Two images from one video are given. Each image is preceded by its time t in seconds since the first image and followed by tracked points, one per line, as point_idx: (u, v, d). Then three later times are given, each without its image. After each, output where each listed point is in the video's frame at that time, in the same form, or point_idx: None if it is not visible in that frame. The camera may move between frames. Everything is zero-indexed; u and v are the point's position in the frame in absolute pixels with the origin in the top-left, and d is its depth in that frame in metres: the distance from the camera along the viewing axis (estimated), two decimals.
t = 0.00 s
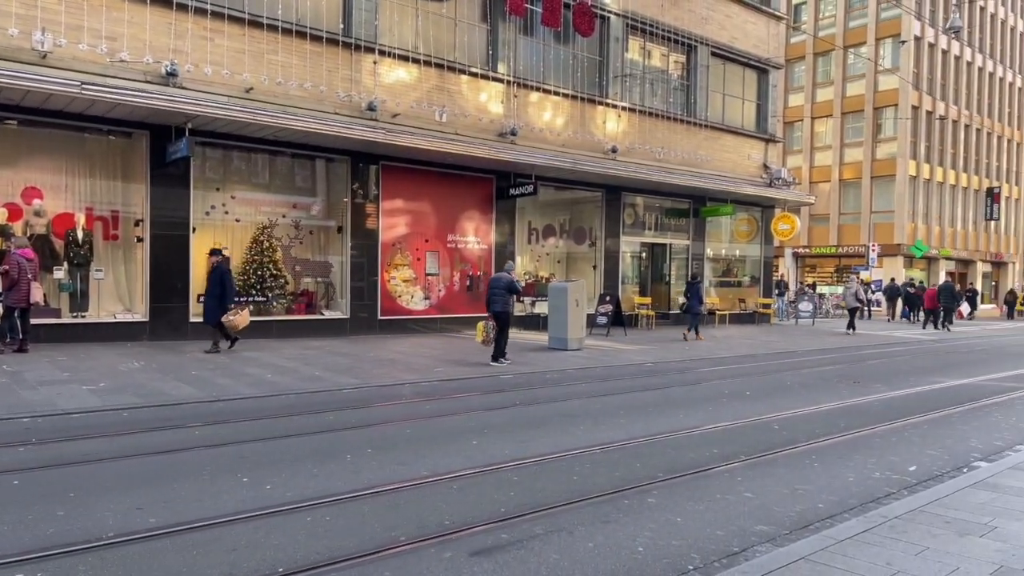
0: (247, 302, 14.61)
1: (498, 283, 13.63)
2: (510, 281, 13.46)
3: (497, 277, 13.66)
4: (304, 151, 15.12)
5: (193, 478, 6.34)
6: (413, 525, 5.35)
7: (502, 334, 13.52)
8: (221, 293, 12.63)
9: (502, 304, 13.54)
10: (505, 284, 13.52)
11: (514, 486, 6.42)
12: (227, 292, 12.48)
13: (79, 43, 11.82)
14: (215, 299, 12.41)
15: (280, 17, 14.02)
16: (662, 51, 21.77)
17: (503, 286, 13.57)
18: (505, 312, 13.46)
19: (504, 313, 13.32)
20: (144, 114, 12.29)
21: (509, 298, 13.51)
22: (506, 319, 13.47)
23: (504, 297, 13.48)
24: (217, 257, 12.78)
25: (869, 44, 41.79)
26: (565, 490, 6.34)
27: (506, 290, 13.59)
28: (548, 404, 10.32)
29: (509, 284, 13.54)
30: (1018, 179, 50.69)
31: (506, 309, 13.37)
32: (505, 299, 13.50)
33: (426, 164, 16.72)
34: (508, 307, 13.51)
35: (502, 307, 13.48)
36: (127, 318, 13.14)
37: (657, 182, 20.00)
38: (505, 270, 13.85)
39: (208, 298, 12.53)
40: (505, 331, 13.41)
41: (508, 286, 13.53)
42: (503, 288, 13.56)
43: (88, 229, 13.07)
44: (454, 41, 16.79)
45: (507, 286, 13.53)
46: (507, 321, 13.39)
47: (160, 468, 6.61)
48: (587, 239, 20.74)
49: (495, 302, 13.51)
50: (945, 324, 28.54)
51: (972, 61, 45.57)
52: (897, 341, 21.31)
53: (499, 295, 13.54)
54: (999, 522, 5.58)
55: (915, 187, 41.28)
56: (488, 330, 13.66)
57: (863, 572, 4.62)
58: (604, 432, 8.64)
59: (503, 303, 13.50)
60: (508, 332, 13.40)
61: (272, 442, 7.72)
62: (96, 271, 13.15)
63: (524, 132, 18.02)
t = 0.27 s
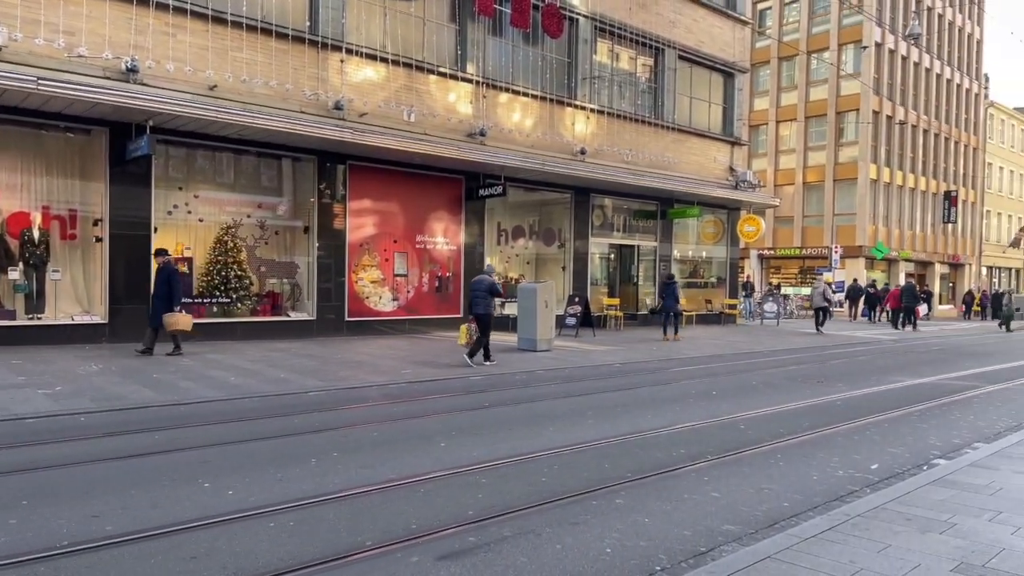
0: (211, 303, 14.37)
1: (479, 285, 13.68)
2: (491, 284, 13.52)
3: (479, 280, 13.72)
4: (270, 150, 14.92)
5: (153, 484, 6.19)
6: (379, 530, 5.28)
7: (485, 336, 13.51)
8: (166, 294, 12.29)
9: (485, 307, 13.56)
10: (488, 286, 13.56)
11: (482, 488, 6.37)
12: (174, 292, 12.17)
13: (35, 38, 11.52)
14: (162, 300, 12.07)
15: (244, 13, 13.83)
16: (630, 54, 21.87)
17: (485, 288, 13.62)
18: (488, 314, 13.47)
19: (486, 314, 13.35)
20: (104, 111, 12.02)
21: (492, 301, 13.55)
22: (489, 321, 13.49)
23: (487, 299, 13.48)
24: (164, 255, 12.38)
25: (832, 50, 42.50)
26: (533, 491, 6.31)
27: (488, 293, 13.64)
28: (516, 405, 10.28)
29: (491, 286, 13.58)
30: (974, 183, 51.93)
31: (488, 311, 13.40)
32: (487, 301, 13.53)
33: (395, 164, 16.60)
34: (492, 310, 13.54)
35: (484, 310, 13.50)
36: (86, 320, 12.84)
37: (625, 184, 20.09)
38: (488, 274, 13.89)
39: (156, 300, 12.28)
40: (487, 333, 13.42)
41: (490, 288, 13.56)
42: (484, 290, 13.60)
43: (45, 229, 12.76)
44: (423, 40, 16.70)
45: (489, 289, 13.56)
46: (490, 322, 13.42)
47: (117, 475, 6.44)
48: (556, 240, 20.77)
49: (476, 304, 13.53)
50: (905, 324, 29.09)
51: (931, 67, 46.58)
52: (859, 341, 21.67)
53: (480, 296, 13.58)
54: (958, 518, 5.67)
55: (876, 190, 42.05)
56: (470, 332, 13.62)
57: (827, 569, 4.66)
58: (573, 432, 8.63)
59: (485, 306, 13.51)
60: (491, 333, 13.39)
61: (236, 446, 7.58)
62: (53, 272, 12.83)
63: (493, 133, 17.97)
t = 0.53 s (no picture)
0: (171, 305, 14.09)
1: (457, 285, 13.58)
2: (471, 285, 13.42)
3: (459, 279, 13.60)
4: (233, 149, 14.69)
5: (108, 491, 6.02)
6: (342, 535, 5.19)
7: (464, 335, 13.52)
8: (105, 295, 11.91)
9: (464, 306, 13.48)
10: (467, 286, 13.45)
11: (448, 491, 6.31)
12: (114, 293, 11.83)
13: None
14: (101, 300, 11.70)
15: (206, 9, 13.60)
16: (597, 57, 21.94)
17: (464, 287, 13.53)
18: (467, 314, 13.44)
19: (466, 315, 13.32)
20: (60, 107, 11.71)
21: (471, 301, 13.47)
22: (468, 320, 13.47)
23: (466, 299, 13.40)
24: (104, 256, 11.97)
25: (794, 55, 43.17)
26: (500, 494, 6.26)
27: (467, 293, 13.55)
28: (483, 407, 10.23)
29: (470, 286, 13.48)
30: (931, 187, 53.13)
31: (467, 312, 13.36)
32: (466, 301, 13.45)
33: (361, 164, 16.45)
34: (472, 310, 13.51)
35: (463, 309, 13.44)
36: (41, 322, 12.49)
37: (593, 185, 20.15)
38: (467, 273, 13.77)
39: (94, 301, 11.89)
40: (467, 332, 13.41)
41: (468, 288, 13.46)
42: (462, 289, 13.50)
43: None
44: (390, 40, 16.57)
45: (468, 289, 13.45)
46: (470, 322, 13.40)
47: (71, 482, 6.25)
48: (524, 241, 20.77)
49: (455, 303, 13.45)
50: (865, 325, 29.64)
51: (889, 74, 47.56)
52: (821, 342, 22.01)
53: (458, 296, 13.50)
54: (917, 515, 5.75)
55: (838, 193, 42.78)
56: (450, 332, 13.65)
57: (790, 568, 4.68)
58: (540, 433, 8.60)
59: (464, 305, 13.44)
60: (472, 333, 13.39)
61: (197, 451, 7.41)
62: (5, 273, 12.45)
63: (461, 133, 17.89)
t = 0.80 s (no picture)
0: (126, 306, 13.75)
1: (435, 288, 13.43)
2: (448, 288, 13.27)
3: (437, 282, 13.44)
4: (191, 147, 14.39)
5: (59, 499, 5.82)
6: (303, 540, 5.08)
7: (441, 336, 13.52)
8: (40, 299, 11.48)
9: (440, 309, 13.38)
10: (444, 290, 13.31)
11: (411, 494, 6.23)
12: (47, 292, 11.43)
13: None
14: (32, 299, 11.29)
15: (163, 5, 13.31)
16: (561, 59, 21.98)
17: (442, 291, 13.39)
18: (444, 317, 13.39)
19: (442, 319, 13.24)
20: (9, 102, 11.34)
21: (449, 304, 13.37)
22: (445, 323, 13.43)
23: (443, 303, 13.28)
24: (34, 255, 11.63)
25: (753, 60, 43.81)
26: (465, 496, 6.20)
27: (445, 296, 13.41)
28: (447, 409, 10.15)
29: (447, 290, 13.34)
30: (884, 191, 54.39)
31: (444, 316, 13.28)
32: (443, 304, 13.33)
33: (322, 164, 16.24)
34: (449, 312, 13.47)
35: (440, 312, 13.35)
36: None
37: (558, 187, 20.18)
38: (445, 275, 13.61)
39: (26, 302, 11.34)
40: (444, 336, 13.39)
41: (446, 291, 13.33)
42: (440, 293, 13.37)
43: None
44: (353, 38, 16.39)
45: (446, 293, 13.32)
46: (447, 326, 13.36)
47: (19, 490, 6.02)
48: (488, 242, 20.70)
49: (432, 306, 13.34)
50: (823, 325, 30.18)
51: (845, 80, 48.56)
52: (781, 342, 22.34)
53: (435, 300, 13.37)
54: (874, 512, 5.83)
55: (796, 196, 43.53)
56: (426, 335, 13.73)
57: (752, 566, 4.70)
58: (504, 435, 8.55)
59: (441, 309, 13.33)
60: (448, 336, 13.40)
61: (153, 457, 7.21)
62: None
63: (424, 134, 17.77)
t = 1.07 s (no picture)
0: (74, 309, 13.34)
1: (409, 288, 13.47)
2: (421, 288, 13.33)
3: (411, 282, 13.49)
4: (142, 146, 14.04)
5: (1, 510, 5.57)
6: (260, 548, 4.93)
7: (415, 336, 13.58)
8: None
9: (414, 309, 13.42)
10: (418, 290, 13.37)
11: (371, 499, 6.11)
12: None
13: None
14: None
15: None
16: (521, 61, 21.95)
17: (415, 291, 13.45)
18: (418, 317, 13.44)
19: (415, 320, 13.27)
20: None
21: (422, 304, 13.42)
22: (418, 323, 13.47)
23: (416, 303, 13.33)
24: None
25: (710, 65, 44.37)
26: (428, 500, 6.10)
27: (418, 295, 13.46)
28: (408, 412, 10.03)
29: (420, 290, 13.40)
30: (837, 194, 55.58)
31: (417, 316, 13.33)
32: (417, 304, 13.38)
33: (279, 163, 15.98)
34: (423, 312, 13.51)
35: (414, 313, 13.38)
36: None
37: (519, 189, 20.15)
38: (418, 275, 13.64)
39: None
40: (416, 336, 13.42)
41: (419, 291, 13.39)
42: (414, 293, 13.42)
43: None
44: (311, 37, 16.14)
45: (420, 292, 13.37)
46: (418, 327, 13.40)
47: None
48: (449, 244, 20.58)
49: (405, 307, 13.39)
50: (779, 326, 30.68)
51: (799, 85, 49.49)
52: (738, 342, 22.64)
53: (409, 300, 13.42)
54: (831, 508, 5.89)
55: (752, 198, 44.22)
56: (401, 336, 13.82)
57: (713, 564, 4.69)
58: (465, 438, 8.47)
59: (415, 309, 13.37)
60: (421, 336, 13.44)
61: (103, 465, 6.96)
62: None
63: (384, 134, 17.59)
